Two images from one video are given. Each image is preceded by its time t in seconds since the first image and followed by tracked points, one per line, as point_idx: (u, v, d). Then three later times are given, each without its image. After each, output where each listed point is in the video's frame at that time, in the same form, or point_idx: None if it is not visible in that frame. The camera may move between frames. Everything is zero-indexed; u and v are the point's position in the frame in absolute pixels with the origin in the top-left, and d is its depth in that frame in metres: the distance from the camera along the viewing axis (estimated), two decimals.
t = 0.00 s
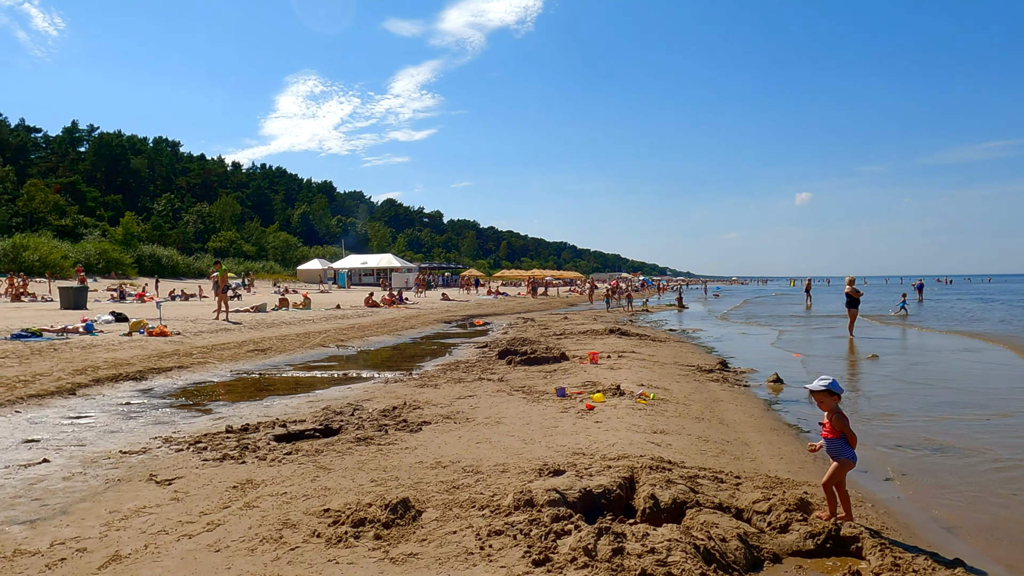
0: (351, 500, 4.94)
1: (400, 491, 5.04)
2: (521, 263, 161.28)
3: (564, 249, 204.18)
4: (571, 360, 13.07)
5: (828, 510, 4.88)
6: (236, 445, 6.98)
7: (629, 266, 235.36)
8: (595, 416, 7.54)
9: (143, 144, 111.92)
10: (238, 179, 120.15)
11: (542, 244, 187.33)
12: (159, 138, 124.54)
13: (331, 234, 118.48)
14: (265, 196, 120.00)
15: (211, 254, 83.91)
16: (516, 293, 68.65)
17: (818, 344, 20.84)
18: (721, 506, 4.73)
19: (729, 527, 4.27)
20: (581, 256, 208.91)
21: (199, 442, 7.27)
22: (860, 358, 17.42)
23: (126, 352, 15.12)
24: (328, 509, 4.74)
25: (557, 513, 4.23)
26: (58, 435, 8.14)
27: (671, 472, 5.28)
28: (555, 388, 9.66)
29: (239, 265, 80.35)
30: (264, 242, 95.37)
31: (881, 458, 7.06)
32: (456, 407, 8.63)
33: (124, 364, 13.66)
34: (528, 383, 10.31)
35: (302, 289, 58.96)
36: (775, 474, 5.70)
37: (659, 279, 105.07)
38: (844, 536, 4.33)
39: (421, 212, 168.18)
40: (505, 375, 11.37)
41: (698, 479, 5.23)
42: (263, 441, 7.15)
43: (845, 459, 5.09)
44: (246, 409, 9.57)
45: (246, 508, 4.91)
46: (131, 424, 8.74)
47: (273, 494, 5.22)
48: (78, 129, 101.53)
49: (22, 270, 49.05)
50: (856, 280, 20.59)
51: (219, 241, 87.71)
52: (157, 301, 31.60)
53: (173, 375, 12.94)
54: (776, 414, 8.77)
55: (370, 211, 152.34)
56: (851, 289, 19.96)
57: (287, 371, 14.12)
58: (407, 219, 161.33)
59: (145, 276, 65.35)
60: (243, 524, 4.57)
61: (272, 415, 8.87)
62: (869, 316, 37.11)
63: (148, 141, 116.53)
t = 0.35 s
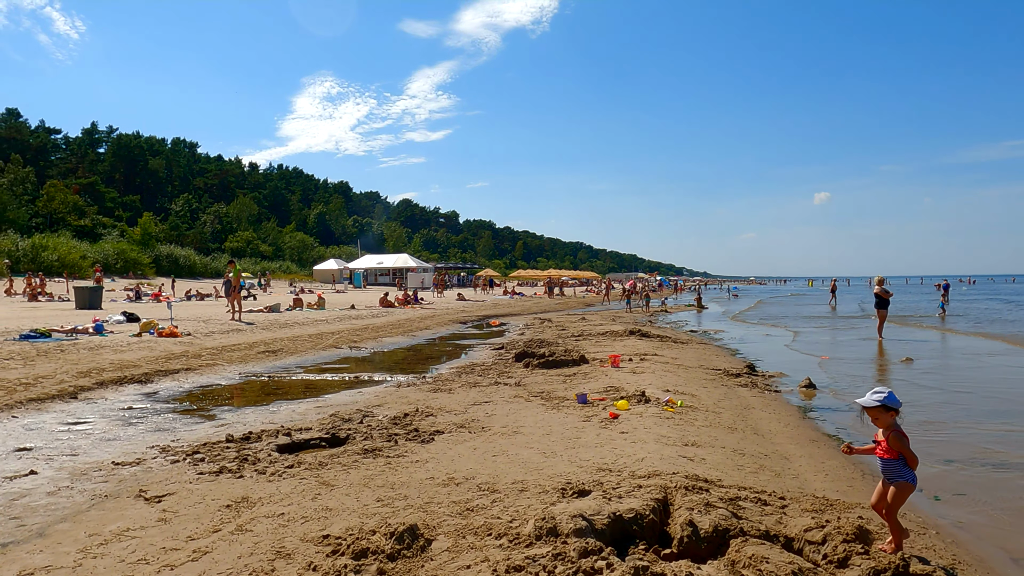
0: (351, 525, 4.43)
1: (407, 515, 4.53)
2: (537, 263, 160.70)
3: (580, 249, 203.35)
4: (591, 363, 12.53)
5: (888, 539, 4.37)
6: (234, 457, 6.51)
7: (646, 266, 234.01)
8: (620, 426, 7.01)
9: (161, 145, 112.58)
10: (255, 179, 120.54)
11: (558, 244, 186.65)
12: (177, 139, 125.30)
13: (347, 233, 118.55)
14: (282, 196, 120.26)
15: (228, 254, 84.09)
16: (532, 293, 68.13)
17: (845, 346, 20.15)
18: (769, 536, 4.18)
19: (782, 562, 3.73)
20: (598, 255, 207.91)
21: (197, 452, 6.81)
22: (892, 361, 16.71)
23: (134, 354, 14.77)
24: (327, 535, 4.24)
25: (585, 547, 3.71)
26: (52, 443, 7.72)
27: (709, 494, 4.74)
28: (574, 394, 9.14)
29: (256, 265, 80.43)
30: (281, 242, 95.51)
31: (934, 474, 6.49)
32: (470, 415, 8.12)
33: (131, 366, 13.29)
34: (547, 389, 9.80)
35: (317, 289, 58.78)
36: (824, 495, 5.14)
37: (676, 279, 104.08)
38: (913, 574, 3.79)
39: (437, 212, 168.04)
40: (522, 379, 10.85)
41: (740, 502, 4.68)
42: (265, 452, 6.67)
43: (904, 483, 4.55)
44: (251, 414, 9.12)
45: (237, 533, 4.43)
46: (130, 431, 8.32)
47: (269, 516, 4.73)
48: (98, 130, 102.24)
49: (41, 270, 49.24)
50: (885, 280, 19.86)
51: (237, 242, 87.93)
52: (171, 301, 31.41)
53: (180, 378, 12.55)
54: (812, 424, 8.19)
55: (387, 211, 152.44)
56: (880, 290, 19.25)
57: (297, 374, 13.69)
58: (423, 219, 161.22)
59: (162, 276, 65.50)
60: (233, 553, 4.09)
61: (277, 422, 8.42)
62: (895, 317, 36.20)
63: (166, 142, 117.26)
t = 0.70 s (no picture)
0: (344, 556, 3.93)
1: (407, 545, 4.03)
2: (548, 263, 160.16)
3: (591, 249, 202.62)
4: (606, 367, 12.00)
5: None
6: (225, 471, 6.03)
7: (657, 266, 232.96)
8: (641, 438, 6.47)
9: (173, 145, 112.78)
10: (266, 179, 120.57)
11: (568, 244, 186.08)
12: (189, 139, 125.50)
13: (358, 233, 118.36)
14: (293, 196, 120.23)
15: (239, 254, 84.01)
16: (543, 293, 67.63)
17: (868, 348, 19.52)
18: (820, 573, 3.67)
19: None
20: (609, 255, 207.15)
21: (185, 464, 6.34)
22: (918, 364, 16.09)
23: (135, 355, 14.35)
24: (317, 569, 3.75)
25: None
26: (35, 452, 7.27)
27: (748, 521, 4.22)
28: (590, 402, 8.62)
29: (267, 265, 80.29)
30: (292, 242, 95.40)
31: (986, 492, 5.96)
32: (479, 425, 7.60)
33: (130, 369, 12.87)
34: (561, 395, 9.29)
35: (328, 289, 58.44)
36: (873, 522, 4.62)
37: (688, 279, 103.30)
38: None
39: (448, 212, 167.76)
40: (534, 385, 10.33)
41: (783, 531, 4.16)
42: (257, 465, 6.19)
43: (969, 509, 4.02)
44: (249, 422, 8.67)
45: (217, 564, 3.94)
46: (120, 440, 7.85)
47: (256, 543, 4.25)
48: (110, 130, 102.43)
49: (53, 270, 49.20)
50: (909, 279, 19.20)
51: (248, 241, 87.87)
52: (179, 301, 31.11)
53: (180, 381, 12.12)
54: (846, 435, 7.65)
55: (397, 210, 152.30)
56: (904, 290, 18.61)
57: (301, 377, 13.23)
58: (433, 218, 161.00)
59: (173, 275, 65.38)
60: None
61: (275, 431, 7.95)
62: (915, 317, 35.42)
63: (178, 142, 117.47)
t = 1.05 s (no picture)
0: None
1: None
2: (551, 263, 159.65)
3: (594, 249, 202.02)
4: (615, 372, 11.48)
5: None
6: (205, 491, 5.50)
7: (661, 266, 232.39)
8: (660, 454, 5.96)
9: (175, 144, 112.39)
10: (269, 179, 120.15)
11: (571, 244, 185.63)
12: (192, 139, 125.17)
13: (361, 233, 117.92)
14: (296, 196, 119.80)
15: (242, 254, 83.62)
16: (547, 293, 67.14)
17: (883, 351, 18.94)
18: None
19: None
20: (612, 255, 206.65)
21: (164, 482, 5.83)
22: (937, 368, 15.54)
23: (127, 359, 13.86)
24: None
25: None
26: (6, 466, 6.76)
27: (793, 559, 3.71)
28: (602, 412, 8.10)
29: (270, 265, 79.88)
30: (295, 242, 94.96)
31: None
32: (484, 436, 7.08)
33: (121, 373, 12.38)
34: (570, 404, 8.77)
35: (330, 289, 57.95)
36: (930, 556, 4.12)
37: (692, 279, 102.69)
38: None
39: (451, 211, 167.41)
40: (542, 392, 9.82)
41: (834, 571, 3.64)
42: (244, 484, 5.67)
43: None
44: (239, 432, 8.16)
45: None
46: (99, 453, 7.33)
47: None
48: (113, 130, 102.01)
49: (54, 269, 48.79)
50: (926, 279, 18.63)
51: (250, 241, 87.47)
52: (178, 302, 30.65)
53: (171, 387, 11.61)
54: (876, 447, 7.13)
55: (400, 210, 151.92)
56: (921, 291, 18.04)
57: (297, 381, 12.73)
58: (436, 218, 160.60)
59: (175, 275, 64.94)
60: None
61: (266, 443, 7.44)
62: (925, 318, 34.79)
63: (181, 141, 117.07)
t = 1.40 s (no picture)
0: None
1: None
2: (549, 263, 159.20)
3: (591, 249, 201.63)
4: (620, 375, 10.95)
5: None
6: (173, 510, 4.94)
7: (659, 266, 232.09)
8: (676, 467, 5.41)
9: (170, 143, 111.53)
10: (265, 179, 119.43)
11: (569, 244, 185.23)
12: (188, 139, 124.37)
13: (357, 233, 117.31)
14: (292, 196, 119.11)
15: (237, 254, 82.95)
16: (545, 294, 66.65)
17: (892, 351, 18.42)
18: None
19: None
20: (609, 256, 206.26)
21: (131, 498, 5.27)
22: (950, 369, 15.04)
23: (110, 361, 13.28)
24: None
25: None
26: None
27: None
28: (609, 419, 7.56)
29: (266, 265, 79.24)
30: (291, 242, 94.29)
31: None
32: (483, 446, 6.52)
33: (101, 375, 11.81)
34: (574, 410, 8.22)
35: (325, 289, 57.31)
36: None
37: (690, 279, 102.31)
38: None
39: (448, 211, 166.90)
40: (543, 397, 9.27)
41: None
42: (216, 502, 5.11)
43: None
44: (219, 440, 7.60)
45: None
46: (66, 464, 6.75)
47: None
48: (107, 129, 101.20)
49: (47, 269, 48.06)
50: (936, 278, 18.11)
51: (246, 241, 86.82)
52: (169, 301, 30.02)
53: (153, 391, 11.02)
54: (907, 456, 6.60)
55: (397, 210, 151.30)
56: (930, 291, 17.54)
57: (287, 384, 12.17)
58: (433, 218, 160.04)
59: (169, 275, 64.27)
60: None
61: (247, 453, 6.88)
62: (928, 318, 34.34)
63: (176, 141, 116.22)
